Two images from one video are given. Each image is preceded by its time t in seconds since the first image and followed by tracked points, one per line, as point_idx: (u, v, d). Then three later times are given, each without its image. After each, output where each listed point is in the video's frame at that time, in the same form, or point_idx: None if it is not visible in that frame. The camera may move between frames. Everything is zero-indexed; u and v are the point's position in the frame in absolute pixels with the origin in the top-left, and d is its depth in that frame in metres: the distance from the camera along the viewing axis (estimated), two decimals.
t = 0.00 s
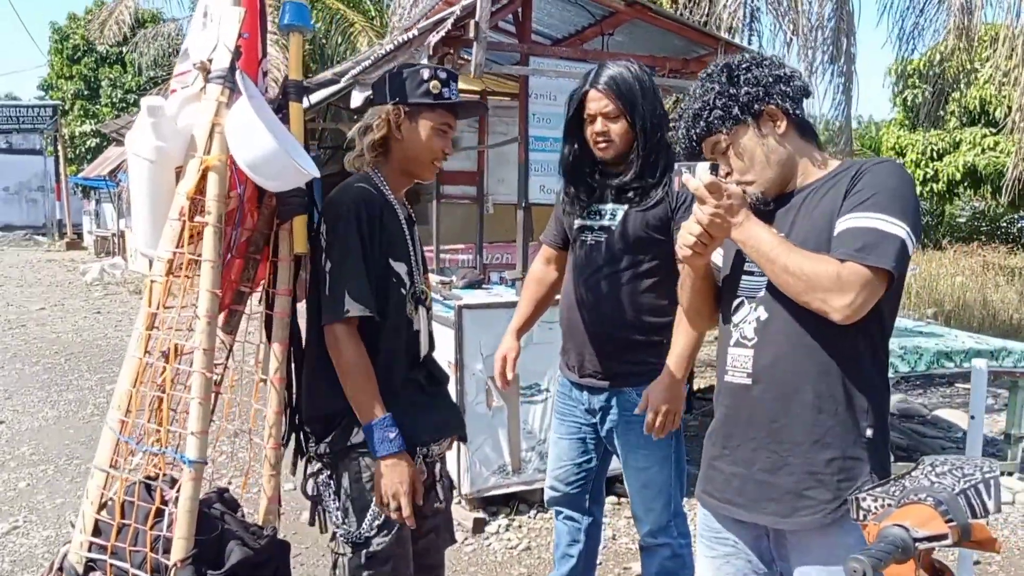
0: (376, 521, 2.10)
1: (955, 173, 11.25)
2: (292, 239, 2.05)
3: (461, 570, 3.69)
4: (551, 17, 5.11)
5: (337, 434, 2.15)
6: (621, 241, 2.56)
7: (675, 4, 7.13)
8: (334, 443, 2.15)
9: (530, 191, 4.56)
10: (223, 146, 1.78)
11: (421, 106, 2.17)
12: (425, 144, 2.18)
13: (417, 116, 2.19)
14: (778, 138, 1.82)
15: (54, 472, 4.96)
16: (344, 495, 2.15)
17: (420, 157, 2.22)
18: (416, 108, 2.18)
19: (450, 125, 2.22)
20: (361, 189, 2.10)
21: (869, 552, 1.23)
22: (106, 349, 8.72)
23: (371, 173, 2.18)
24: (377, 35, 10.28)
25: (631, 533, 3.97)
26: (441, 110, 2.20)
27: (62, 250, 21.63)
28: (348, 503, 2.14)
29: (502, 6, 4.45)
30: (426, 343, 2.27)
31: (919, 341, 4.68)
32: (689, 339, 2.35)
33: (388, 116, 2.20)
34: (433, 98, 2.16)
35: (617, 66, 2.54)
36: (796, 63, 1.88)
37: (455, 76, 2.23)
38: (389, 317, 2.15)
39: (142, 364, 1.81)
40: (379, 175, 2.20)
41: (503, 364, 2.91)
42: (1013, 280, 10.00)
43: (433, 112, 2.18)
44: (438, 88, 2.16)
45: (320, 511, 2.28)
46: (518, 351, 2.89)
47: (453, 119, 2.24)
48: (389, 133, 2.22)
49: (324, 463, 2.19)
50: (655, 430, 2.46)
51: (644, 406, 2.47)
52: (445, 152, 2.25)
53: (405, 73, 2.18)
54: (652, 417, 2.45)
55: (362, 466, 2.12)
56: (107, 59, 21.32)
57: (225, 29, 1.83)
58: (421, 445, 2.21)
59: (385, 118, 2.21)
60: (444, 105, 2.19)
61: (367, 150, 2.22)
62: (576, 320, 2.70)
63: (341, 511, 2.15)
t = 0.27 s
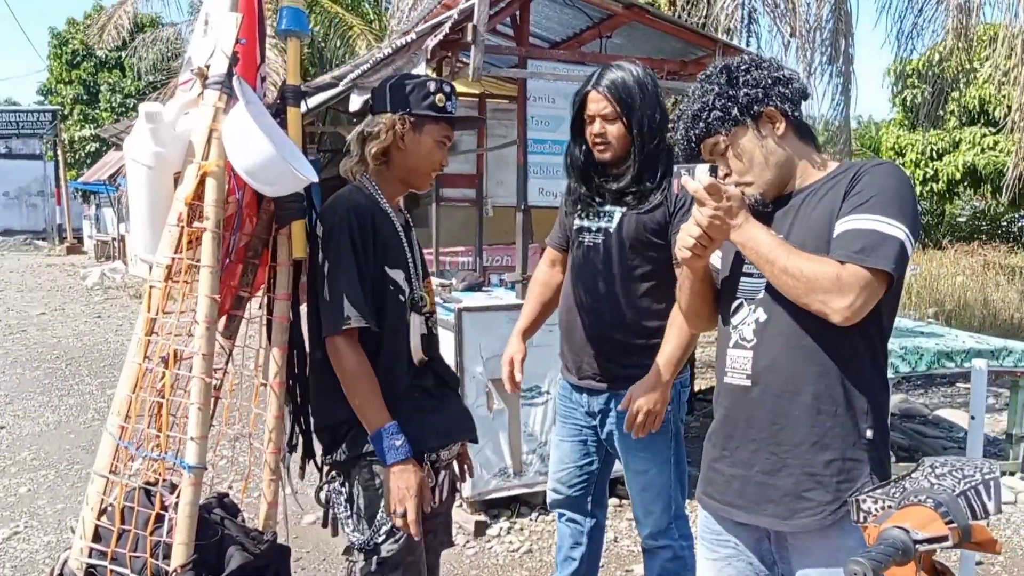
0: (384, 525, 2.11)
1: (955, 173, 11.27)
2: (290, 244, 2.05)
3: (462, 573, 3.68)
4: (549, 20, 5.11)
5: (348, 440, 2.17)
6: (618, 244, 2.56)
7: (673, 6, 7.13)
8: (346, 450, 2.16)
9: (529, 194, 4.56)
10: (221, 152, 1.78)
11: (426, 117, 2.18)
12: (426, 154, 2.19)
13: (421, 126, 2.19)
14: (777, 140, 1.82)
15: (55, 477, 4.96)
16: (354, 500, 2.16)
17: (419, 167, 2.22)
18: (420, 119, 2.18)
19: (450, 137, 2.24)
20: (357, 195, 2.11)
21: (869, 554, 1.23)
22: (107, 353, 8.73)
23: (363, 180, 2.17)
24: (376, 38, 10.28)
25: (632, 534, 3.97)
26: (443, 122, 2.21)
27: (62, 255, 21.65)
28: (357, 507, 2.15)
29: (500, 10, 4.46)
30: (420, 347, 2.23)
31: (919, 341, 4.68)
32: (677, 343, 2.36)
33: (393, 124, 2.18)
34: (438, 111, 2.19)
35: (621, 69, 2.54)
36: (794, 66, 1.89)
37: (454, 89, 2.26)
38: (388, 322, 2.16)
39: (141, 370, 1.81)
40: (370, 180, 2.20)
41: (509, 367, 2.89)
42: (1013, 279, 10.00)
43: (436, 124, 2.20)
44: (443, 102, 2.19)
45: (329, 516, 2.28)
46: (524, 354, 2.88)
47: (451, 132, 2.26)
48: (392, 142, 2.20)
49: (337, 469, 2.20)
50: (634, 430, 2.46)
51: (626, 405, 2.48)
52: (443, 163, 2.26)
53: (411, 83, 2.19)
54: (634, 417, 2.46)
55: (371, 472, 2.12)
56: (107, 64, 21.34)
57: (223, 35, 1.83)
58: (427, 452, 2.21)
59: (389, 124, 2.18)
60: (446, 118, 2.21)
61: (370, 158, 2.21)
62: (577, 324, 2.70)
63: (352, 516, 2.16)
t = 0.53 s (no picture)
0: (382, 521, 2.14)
1: (943, 170, 11.14)
2: (284, 242, 2.07)
3: (456, 568, 3.70)
4: (541, 20, 5.13)
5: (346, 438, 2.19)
6: (606, 244, 2.59)
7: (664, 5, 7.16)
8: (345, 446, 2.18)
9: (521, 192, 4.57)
10: (215, 152, 1.80)
11: (420, 118, 2.19)
12: (419, 156, 2.20)
13: (415, 128, 2.20)
14: (768, 138, 1.84)
15: (49, 475, 4.96)
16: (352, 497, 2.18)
17: (413, 168, 2.24)
18: (415, 121, 2.19)
19: (445, 140, 2.25)
20: (349, 197, 2.13)
21: (858, 547, 1.25)
22: (100, 352, 8.72)
23: (359, 180, 2.20)
24: (369, 37, 10.30)
25: (624, 529, 4.00)
26: (439, 124, 2.22)
27: (56, 254, 21.62)
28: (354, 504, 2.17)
29: (493, 10, 4.48)
30: (416, 345, 2.24)
31: (908, 336, 4.72)
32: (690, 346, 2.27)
33: (387, 125, 2.19)
34: (433, 113, 2.19)
35: (626, 72, 2.52)
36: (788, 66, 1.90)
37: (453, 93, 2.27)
38: (382, 320, 2.17)
39: (136, 369, 1.82)
40: (368, 182, 2.22)
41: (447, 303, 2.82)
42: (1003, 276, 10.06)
43: (431, 126, 2.21)
44: (439, 103, 2.20)
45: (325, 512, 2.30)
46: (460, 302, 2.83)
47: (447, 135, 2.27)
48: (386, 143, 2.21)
49: (334, 467, 2.21)
50: (667, 438, 2.40)
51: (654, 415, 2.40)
52: (438, 165, 2.27)
53: (408, 85, 2.20)
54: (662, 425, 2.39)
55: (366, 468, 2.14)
56: (100, 64, 21.32)
57: (217, 35, 1.83)
58: (421, 450, 2.24)
59: (383, 125, 2.20)
60: (442, 120, 2.21)
61: (363, 156, 2.22)
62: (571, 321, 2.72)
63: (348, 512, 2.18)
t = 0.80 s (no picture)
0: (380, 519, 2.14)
1: (934, 166, 11.06)
2: (280, 240, 2.06)
3: (453, 566, 3.71)
4: (534, 17, 5.13)
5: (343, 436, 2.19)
6: (610, 245, 2.58)
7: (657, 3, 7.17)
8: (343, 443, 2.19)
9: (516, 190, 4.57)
10: (210, 150, 1.79)
11: (417, 119, 2.19)
12: (415, 157, 2.20)
13: (412, 128, 2.19)
14: (762, 136, 1.84)
15: (45, 476, 4.95)
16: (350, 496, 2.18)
17: (409, 168, 2.24)
18: (412, 121, 2.19)
19: (442, 141, 2.25)
20: (341, 197, 2.13)
21: (854, 543, 1.25)
22: (94, 352, 8.70)
23: (353, 180, 2.21)
24: (362, 36, 10.27)
25: (620, 526, 4.01)
26: (436, 125, 2.22)
27: (49, 254, 21.55)
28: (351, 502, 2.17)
29: (485, 7, 4.52)
30: (412, 343, 2.26)
31: (902, 332, 4.74)
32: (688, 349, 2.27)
33: (382, 125, 2.18)
34: (430, 114, 2.20)
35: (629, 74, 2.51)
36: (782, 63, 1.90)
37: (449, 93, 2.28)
38: (377, 319, 2.17)
39: (131, 368, 1.82)
40: (362, 180, 2.22)
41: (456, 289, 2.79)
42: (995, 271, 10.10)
43: (428, 127, 2.21)
44: (436, 104, 2.20)
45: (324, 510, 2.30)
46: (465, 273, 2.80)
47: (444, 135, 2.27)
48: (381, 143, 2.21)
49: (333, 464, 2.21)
50: (663, 441, 2.39)
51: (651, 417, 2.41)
52: (433, 165, 2.27)
53: (405, 84, 2.19)
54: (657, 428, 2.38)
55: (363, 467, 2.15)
56: (92, 63, 21.24)
57: (210, 33, 1.83)
58: (421, 446, 2.24)
59: (378, 125, 2.18)
60: (439, 121, 2.22)
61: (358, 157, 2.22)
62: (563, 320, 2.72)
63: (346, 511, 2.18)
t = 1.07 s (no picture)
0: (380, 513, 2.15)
1: (933, 160, 11.14)
2: (279, 234, 2.05)
3: (453, 559, 3.71)
4: (533, 11, 5.12)
5: (342, 429, 2.20)
6: (613, 242, 2.58)
7: None
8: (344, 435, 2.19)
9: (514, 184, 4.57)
10: (208, 144, 1.79)
11: (410, 111, 2.18)
12: (407, 149, 2.20)
13: (403, 121, 2.19)
14: (761, 131, 1.84)
15: (43, 470, 4.95)
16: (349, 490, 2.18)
17: (401, 161, 2.24)
18: (404, 113, 2.19)
19: (434, 133, 2.25)
20: (335, 191, 2.14)
21: (854, 534, 1.25)
22: (92, 347, 8.69)
23: (345, 173, 2.22)
24: (359, 30, 10.25)
25: (619, 519, 4.02)
26: (429, 117, 2.22)
27: (46, 250, 21.51)
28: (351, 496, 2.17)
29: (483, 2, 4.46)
30: (409, 335, 2.26)
31: (900, 325, 4.75)
32: (682, 348, 2.40)
33: (376, 119, 2.20)
34: (422, 106, 2.18)
35: (635, 66, 2.48)
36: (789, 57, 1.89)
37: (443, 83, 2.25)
38: (376, 312, 2.18)
39: (131, 361, 1.81)
40: (355, 174, 2.24)
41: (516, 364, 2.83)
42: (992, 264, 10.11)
43: (420, 119, 2.20)
44: (429, 97, 2.19)
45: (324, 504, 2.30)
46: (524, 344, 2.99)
47: (437, 127, 2.26)
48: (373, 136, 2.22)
49: (330, 456, 2.23)
50: (653, 433, 2.51)
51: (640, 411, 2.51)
52: (425, 158, 2.27)
53: (397, 75, 2.18)
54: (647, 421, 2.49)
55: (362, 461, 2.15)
56: (89, 58, 21.19)
57: (208, 26, 1.82)
58: (419, 440, 2.25)
59: (371, 118, 2.20)
60: (432, 113, 2.21)
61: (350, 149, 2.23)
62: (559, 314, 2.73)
63: (346, 504, 2.19)
